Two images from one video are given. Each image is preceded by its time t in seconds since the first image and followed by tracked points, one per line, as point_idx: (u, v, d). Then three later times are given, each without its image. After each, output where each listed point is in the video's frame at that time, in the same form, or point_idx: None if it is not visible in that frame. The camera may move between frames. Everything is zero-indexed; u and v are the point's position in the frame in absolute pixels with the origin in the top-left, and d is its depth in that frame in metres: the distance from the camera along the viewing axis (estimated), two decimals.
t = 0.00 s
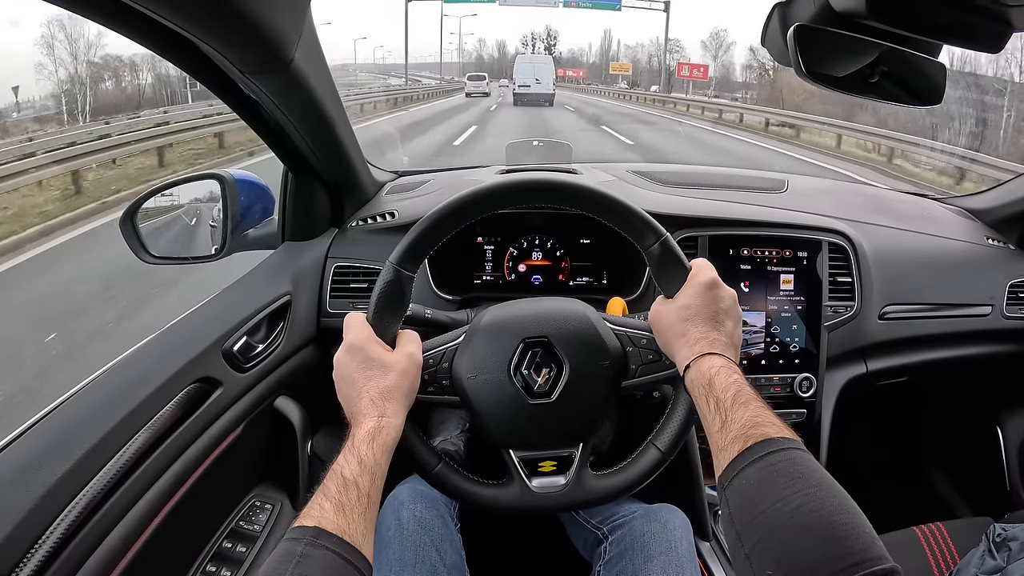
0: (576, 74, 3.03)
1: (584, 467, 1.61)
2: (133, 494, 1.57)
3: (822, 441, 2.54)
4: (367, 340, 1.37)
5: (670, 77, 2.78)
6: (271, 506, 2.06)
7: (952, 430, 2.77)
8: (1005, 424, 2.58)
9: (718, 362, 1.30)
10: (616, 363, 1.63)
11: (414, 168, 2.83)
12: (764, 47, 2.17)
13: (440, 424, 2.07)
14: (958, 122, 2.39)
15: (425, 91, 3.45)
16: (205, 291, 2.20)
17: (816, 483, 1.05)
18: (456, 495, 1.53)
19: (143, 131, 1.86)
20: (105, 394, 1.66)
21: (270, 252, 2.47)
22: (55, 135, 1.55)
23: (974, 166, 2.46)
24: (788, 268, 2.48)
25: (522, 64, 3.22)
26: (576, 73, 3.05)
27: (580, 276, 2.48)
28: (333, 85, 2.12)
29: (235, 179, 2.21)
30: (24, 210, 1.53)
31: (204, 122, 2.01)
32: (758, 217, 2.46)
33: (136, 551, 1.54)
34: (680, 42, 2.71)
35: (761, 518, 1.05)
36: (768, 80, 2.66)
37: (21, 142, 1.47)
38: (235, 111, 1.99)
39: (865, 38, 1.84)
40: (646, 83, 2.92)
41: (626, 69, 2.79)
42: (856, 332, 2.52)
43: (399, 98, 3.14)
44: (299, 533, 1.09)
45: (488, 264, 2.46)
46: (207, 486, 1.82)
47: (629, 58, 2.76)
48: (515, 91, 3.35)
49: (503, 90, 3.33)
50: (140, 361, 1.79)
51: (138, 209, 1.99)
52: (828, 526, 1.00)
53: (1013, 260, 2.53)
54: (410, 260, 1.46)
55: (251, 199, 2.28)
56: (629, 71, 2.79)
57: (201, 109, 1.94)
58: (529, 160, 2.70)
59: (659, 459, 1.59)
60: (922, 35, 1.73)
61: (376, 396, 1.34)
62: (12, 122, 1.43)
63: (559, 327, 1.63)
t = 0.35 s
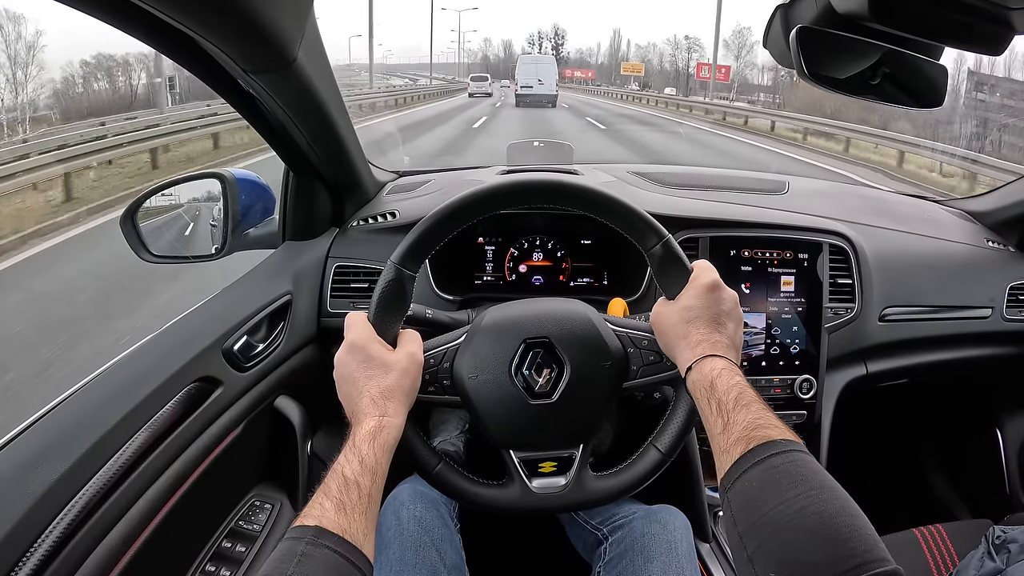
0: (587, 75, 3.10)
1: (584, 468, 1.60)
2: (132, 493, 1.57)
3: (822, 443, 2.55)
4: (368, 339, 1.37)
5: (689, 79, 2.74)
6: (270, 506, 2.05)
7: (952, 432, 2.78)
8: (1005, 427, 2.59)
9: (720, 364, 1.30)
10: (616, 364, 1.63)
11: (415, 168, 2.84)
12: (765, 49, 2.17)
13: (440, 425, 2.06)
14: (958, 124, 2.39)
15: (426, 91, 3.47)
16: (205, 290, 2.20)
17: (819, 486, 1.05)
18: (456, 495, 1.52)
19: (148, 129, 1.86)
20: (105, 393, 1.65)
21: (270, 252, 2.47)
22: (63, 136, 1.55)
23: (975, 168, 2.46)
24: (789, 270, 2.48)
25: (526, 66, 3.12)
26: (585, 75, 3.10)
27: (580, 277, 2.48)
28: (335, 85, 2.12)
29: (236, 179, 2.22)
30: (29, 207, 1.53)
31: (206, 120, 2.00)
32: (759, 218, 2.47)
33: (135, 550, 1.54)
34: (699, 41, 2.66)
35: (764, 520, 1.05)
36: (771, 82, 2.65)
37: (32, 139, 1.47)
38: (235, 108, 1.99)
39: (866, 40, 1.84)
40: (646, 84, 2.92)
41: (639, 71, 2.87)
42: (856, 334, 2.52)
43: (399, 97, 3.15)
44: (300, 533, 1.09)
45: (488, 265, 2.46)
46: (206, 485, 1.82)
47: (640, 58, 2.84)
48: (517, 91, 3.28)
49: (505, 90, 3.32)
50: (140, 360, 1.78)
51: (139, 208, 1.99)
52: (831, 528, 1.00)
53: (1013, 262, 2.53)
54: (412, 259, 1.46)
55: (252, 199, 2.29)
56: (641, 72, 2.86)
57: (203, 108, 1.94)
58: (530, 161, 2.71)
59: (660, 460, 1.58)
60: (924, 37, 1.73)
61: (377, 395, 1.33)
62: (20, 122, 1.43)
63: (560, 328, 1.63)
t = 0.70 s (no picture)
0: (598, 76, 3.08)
1: (582, 468, 1.60)
2: (129, 493, 1.56)
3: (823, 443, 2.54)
4: (366, 338, 1.36)
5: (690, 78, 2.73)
6: (269, 506, 2.05)
7: (954, 431, 2.76)
8: (1006, 426, 2.58)
9: (719, 365, 1.29)
10: (615, 365, 1.63)
11: (415, 168, 2.83)
12: (764, 47, 2.16)
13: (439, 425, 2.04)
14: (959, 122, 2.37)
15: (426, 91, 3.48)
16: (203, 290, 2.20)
17: (817, 489, 1.04)
18: (454, 495, 1.52)
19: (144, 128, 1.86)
20: (101, 393, 1.65)
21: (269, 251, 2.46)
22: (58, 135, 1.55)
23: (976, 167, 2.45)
24: (789, 270, 2.48)
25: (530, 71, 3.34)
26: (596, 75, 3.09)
27: (580, 277, 2.47)
28: (333, 84, 2.12)
29: (235, 178, 2.21)
30: (26, 206, 1.54)
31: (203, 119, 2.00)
32: (759, 218, 2.46)
33: (132, 551, 1.53)
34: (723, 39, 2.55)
35: (762, 524, 1.04)
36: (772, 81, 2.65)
37: (29, 138, 1.47)
38: (237, 111, 1.99)
39: (865, 38, 1.83)
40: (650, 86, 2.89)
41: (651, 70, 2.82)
42: (857, 334, 2.51)
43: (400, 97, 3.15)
44: (295, 533, 1.08)
45: (488, 264, 2.45)
46: (204, 485, 1.82)
47: (654, 58, 2.78)
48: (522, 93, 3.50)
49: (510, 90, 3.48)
50: (138, 359, 1.78)
51: (137, 208, 2.00)
52: (829, 532, 0.99)
53: (1015, 262, 2.52)
54: (410, 258, 1.46)
55: (251, 199, 2.28)
56: (655, 71, 2.80)
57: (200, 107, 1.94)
58: (530, 160, 2.69)
59: (658, 461, 1.58)
60: (923, 35, 1.72)
61: (374, 395, 1.33)
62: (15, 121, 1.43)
63: (558, 328, 1.63)
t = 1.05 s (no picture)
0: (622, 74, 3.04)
1: (596, 470, 1.61)
2: (147, 492, 1.58)
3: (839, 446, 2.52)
4: (383, 339, 1.38)
5: (706, 77, 2.72)
6: (286, 505, 2.08)
7: (971, 433, 2.72)
8: None
9: (733, 369, 1.30)
10: (629, 367, 1.63)
11: (431, 170, 2.85)
12: (779, 47, 2.15)
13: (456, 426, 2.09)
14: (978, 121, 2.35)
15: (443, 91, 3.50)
16: (221, 291, 2.23)
17: (831, 494, 1.04)
18: (468, 495, 1.53)
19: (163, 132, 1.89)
20: (121, 394, 1.68)
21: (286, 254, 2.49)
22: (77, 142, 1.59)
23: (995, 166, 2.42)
24: (805, 271, 2.47)
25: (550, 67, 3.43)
26: (621, 74, 3.04)
27: (596, 278, 2.47)
28: (347, 87, 2.13)
29: (253, 182, 2.23)
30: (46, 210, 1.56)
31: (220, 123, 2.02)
32: (774, 218, 2.45)
33: (150, 549, 1.56)
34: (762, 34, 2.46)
35: (774, 528, 1.04)
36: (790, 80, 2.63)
37: (50, 144, 1.51)
38: (254, 117, 2.02)
39: (880, 38, 1.82)
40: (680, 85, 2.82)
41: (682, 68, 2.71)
42: (874, 335, 2.49)
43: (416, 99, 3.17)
44: (312, 531, 1.10)
45: (504, 266, 2.47)
46: (221, 484, 1.84)
47: (683, 55, 2.67)
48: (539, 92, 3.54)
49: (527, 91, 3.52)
50: (156, 361, 1.81)
51: (157, 210, 2.01)
52: (841, 537, 0.99)
53: None
54: (426, 260, 1.47)
55: (268, 202, 2.29)
56: (686, 70, 2.70)
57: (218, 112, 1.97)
58: (547, 162, 2.72)
59: (672, 464, 1.58)
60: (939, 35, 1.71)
61: (390, 395, 1.34)
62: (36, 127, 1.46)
63: (572, 329, 1.63)
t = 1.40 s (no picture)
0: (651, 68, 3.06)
1: (612, 469, 1.61)
2: (168, 493, 1.61)
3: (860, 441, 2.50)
4: (399, 339, 1.40)
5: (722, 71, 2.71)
6: (306, 505, 2.10)
7: (999, 430, 2.68)
8: None
9: (749, 368, 1.30)
10: (645, 366, 1.63)
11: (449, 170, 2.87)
12: (793, 39, 2.13)
13: (477, 425, 2.09)
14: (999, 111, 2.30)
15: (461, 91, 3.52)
16: (241, 294, 2.27)
17: (845, 495, 1.04)
18: (486, 494, 1.54)
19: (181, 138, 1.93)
20: (143, 397, 1.71)
21: (304, 256, 2.53)
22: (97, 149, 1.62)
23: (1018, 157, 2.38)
24: (824, 266, 2.45)
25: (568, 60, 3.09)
26: (648, 68, 3.06)
27: (613, 276, 2.47)
28: (361, 91, 2.15)
29: (271, 187, 2.26)
30: (65, 217, 1.60)
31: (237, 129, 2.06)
32: (792, 214, 2.43)
33: (171, 549, 1.59)
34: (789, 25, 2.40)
35: (788, 530, 1.04)
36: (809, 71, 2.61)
37: (68, 151, 1.54)
38: (270, 122, 2.05)
39: (893, 28, 1.79)
40: (713, 79, 2.87)
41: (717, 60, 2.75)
42: (896, 330, 2.46)
43: (434, 98, 3.19)
44: (329, 528, 1.12)
45: (522, 266, 2.47)
46: (242, 485, 1.87)
47: (716, 48, 2.72)
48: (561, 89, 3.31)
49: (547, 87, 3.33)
50: (178, 364, 1.84)
51: (178, 215, 2.05)
52: (855, 538, 0.99)
53: None
54: (442, 261, 1.48)
55: (286, 205, 2.31)
56: (721, 63, 2.74)
57: (233, 117, 2.00)
58: (564, 160, 2.71)
59: (688, 463, 1.58)
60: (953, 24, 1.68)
61: (406, 395, 1.36)
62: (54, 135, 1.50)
63: (588, 328, 1.64)
